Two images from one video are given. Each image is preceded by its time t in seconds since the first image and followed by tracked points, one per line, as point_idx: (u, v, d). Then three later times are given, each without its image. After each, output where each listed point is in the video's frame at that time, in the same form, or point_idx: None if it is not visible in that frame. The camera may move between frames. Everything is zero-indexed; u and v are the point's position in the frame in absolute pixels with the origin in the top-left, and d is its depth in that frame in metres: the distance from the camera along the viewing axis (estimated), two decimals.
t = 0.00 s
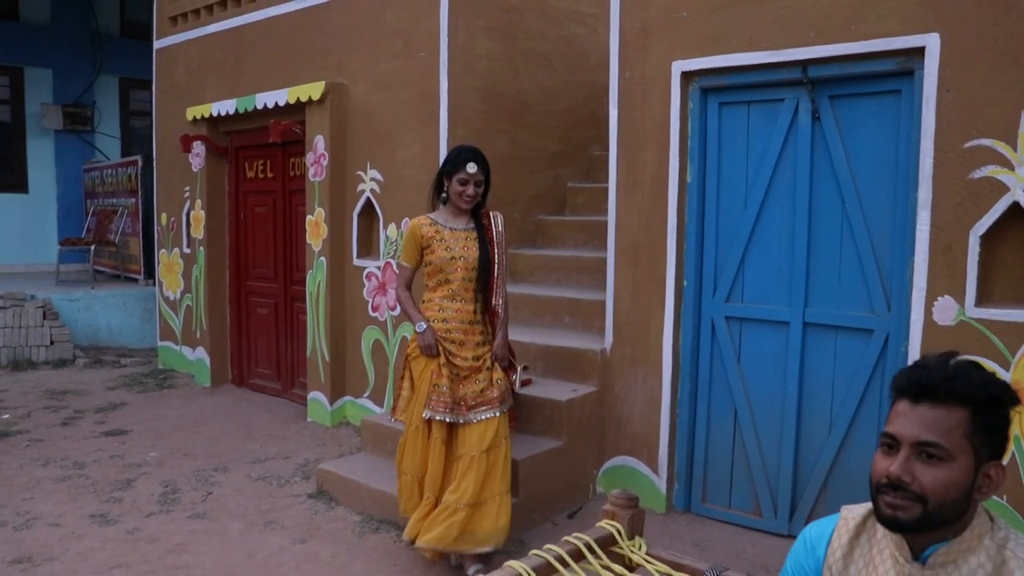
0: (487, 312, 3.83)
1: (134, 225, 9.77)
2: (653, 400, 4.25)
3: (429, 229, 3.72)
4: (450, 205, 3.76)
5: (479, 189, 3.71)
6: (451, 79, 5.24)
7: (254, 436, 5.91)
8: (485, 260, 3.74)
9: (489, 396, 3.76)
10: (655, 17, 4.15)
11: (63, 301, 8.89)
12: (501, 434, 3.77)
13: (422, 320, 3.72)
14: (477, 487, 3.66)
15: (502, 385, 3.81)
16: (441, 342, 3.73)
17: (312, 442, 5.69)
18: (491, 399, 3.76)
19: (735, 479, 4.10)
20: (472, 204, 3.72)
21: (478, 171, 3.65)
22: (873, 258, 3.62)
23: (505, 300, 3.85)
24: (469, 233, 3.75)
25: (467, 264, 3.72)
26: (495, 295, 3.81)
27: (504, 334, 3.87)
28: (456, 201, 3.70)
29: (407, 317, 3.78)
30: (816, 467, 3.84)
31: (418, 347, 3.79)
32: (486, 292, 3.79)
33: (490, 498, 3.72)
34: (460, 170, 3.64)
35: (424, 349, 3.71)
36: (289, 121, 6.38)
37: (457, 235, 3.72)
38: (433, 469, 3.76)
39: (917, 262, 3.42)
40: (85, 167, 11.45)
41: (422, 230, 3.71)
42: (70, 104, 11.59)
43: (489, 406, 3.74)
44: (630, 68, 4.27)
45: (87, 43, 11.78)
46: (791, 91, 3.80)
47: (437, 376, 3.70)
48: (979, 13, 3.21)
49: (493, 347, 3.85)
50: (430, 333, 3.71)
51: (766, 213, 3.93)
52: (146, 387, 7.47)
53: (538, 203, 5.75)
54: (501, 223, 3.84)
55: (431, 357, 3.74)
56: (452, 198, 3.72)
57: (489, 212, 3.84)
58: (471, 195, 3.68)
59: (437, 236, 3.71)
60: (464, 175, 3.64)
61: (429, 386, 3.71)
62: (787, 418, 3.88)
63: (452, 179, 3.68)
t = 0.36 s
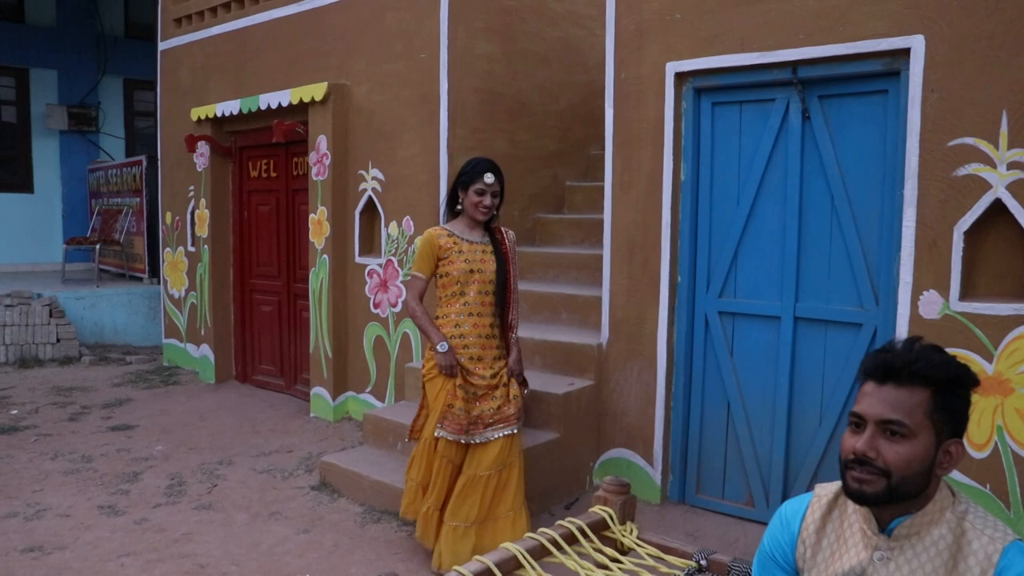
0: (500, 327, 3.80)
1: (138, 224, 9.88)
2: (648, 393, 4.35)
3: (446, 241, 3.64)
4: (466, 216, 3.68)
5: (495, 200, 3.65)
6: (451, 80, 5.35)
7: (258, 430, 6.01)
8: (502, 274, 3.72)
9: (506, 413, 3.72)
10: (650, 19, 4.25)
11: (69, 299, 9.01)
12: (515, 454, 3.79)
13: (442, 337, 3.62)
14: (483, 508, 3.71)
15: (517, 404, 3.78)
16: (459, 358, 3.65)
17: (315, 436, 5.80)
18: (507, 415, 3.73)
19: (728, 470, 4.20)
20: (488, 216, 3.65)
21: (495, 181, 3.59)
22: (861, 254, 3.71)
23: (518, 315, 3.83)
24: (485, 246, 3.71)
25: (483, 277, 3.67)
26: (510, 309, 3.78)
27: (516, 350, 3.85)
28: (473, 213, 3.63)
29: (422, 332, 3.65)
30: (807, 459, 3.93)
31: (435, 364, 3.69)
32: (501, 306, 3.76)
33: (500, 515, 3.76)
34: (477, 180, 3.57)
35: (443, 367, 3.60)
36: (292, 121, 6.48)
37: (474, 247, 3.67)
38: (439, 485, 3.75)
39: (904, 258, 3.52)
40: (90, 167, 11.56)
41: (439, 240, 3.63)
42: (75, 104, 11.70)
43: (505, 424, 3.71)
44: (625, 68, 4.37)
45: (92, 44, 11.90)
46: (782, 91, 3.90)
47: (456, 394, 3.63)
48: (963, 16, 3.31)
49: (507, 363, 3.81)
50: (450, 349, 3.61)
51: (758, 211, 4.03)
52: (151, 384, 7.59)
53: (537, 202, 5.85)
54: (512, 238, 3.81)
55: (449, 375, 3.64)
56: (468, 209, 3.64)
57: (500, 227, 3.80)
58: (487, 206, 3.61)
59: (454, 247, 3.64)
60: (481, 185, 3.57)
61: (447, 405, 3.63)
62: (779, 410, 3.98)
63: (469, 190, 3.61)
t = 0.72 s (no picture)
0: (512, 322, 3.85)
1: (142, 223, 9.98)
2: (640, 386, 4.46)
3: (458, 235, 3.73)
4: (479, 210, 3.76)
5: (509, 192, 3.72)
6: (449, 81, 5.46)
7: (260, 425, 6.12)
8: (513, 270, 3.79)
9: (518, 408, 3.82)
10: (642, 21, 4.35)
11: (74, 297, 9.12)
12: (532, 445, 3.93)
13: (455, 327, 3.72)
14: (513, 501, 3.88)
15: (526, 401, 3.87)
16: (475, 349, 3.73)
17: (316, 430, 5.91)
18: (519, 411, 3.82)
19: (719, 462, 4.29)
20: (502, 208, 3.73)
21: (509, 174, 3.67)
22: (848, 249, 3.82)
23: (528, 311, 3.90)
24: (497, 241, 3.78)
25: (496, 272, 3.75)
26: (521, 305, 3.84)
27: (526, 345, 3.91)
28: (487, 206, 3.71)
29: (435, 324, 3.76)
30: (796, 450, 4.03)
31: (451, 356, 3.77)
32: (512, 302, 3.82)
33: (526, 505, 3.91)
34: (491, 172, 3.65)
35: (459, 357, 3.69)
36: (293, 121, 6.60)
37: (486, 242, 3.75)
38: (483, 477, 3.72)
39: (888, 253, 3.63)
40: (94, 167, 11.68)
41: (451, 235, 3.72)
42: (79, 104, 11.82)
43: (519, 418, 3.81)
44: (618, 70, 4.47)
45: (96, 46, 12.02)
46: (770, 91, 4.00)
47: (483, 381, 3.70)
48: (944, 19, 3.41)
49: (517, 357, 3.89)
50: (466, 340, 3.69)
51: (747, 208, 4.13)
52: (155, 380, 7.70)
53: (533, 200, 5.96)
54: (525, 232, 3.88)
55: (467, 365, 3.72)
56: (483, 202, 3.72)
57: (514, 221, 3.87)
58: (502, 197, 3.69)
59: (467, 242, 3.72)
60: (495, 177, 3.66)
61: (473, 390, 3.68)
62: (768, 402, 4.08)
63: (483, 182, 3.70)
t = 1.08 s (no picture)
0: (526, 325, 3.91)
1: (145, 222, 10.10)
2: (633, 379, 4.57)
3: (478, 236, 3.77)
4: (497, 211, 3.81)
5: (525, 190, 3.77)
6: (447, 82, 5.58)
7: (262, 419, 6.24)
8: (531, 274, 3.85)
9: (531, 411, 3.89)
10: (635, 23, 4.47)
11: (79, 295, 9.24)
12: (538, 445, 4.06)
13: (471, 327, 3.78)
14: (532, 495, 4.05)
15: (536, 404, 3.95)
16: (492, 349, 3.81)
17: (317, 424, 6.02)
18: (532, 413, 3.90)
19: (710, 454, 4.40)
20: (520, 207, 3.78)
21: (524, 171, 3.73)
22: (833, 245, 3.92)
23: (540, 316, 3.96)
24: (515, 245, 3.83)
25: (514, 276, 3.81)
26: (535, 310, 3.90)
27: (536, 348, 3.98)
28: (505, 205, 3.76)
29: (452, 324, 3.80)
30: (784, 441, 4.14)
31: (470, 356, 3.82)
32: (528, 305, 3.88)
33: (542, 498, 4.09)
34: (507, 170, 3.71)
35: (478, 357, 3.75)
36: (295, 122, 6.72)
37: (506, 245, 3.79)
38: (532, 472, 3.85)
39: (872, 249, 3.74)
40: (98, 166, 11.80)
41: (472, 236, 3.76)
42: (83, 105, 11.95)
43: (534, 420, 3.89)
44: (611, 71, 4.59)
45: (100, 47, 12.15)
46: (758, 92, 4.12)
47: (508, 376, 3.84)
48: (924, 22, 3.53)
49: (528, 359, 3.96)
50: (484, 341, 3.76)
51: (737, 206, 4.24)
52: (158, 376, 7.83)
53: (530, 199, 6.08)
54: (541, 233, 3.93)
55: (487, 364, 3.80)
56: (501, 202, 3.77)
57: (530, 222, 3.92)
58: (519, 195, 3.74)
59: (487, 243, 3.77)
60: (511, 174, 3.71)
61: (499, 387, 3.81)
62: (757, 395, 4.19)
63: (499, 181, 3.75)
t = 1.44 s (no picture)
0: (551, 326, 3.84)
1: (149, 221, 10.22)
2: (626, 373, 4.70)
3: (502, 241, 3.66)
4: (518, 213, 3.70)
5: (544, 188, 3.70)
6: (446, 83, 5.71)
7: (265, 413, 6.37)
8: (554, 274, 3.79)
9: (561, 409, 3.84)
10: (628, 25, 4.59)
11: (83, 292, 9.36)
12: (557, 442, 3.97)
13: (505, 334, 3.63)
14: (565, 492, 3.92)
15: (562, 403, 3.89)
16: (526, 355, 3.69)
17: (318, 418, 6.15)
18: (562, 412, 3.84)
19: (701, 445, 4.51)
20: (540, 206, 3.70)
21: (543, 170, 3.66)
22: (820, 241, 4.04)
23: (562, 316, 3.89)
24: (537, 247, 3.75)
25: (540, 279, 3.74)
26: (557, 311, 3.83)
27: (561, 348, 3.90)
28: (526, 206, 3.67)
29: (481, 331, 3.66)
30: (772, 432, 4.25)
31: (503, 362, 3.68)
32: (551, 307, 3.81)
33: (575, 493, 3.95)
34: (526, 170, 3.63)
35: (514, 364, 3.62)
36: (297, 121, 6.84)
37: (529, 248, 3.71)
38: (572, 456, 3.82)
39: (858, 244, 3.86)
40: (102, 165, 11.92)
41: (496, 240, 3.65)
42: (87, 104, 12.07)
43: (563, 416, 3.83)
44: (605, 71, 4.71)
45: (104, 48, 12.27)
46: (747, 92, 4.24)
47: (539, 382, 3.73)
48: (907, 25, 3.66)
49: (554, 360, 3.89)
50: (518, 347, 3.64)
51: (727, 203, 4.35)
52: (162, 371, 7.95)
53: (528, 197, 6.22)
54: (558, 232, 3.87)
55: (521, 371, 3.67)
56: (521, 203, 3.67)
57: (546, 222, 3.84)
58: (540, 195, 3.66)
59: (511, 247, 3.66)
60: (530, 174, 3.63)
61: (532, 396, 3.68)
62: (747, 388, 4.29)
63: (518, 182, 3.66)
